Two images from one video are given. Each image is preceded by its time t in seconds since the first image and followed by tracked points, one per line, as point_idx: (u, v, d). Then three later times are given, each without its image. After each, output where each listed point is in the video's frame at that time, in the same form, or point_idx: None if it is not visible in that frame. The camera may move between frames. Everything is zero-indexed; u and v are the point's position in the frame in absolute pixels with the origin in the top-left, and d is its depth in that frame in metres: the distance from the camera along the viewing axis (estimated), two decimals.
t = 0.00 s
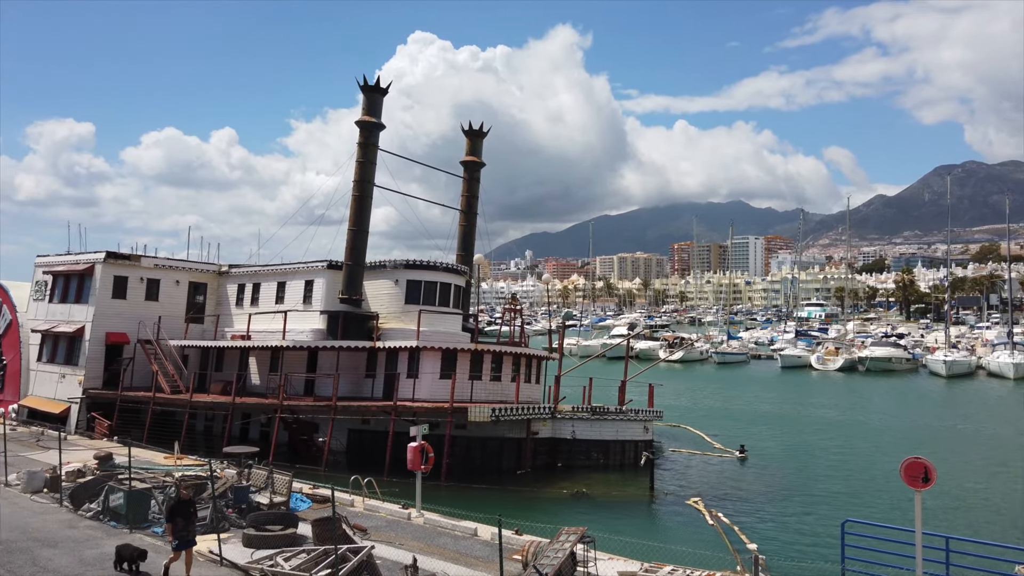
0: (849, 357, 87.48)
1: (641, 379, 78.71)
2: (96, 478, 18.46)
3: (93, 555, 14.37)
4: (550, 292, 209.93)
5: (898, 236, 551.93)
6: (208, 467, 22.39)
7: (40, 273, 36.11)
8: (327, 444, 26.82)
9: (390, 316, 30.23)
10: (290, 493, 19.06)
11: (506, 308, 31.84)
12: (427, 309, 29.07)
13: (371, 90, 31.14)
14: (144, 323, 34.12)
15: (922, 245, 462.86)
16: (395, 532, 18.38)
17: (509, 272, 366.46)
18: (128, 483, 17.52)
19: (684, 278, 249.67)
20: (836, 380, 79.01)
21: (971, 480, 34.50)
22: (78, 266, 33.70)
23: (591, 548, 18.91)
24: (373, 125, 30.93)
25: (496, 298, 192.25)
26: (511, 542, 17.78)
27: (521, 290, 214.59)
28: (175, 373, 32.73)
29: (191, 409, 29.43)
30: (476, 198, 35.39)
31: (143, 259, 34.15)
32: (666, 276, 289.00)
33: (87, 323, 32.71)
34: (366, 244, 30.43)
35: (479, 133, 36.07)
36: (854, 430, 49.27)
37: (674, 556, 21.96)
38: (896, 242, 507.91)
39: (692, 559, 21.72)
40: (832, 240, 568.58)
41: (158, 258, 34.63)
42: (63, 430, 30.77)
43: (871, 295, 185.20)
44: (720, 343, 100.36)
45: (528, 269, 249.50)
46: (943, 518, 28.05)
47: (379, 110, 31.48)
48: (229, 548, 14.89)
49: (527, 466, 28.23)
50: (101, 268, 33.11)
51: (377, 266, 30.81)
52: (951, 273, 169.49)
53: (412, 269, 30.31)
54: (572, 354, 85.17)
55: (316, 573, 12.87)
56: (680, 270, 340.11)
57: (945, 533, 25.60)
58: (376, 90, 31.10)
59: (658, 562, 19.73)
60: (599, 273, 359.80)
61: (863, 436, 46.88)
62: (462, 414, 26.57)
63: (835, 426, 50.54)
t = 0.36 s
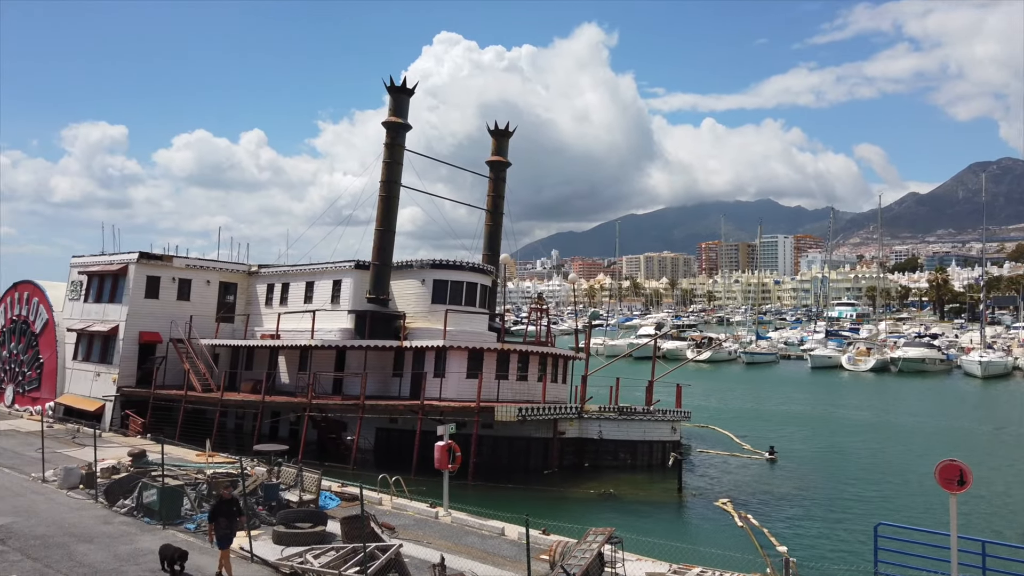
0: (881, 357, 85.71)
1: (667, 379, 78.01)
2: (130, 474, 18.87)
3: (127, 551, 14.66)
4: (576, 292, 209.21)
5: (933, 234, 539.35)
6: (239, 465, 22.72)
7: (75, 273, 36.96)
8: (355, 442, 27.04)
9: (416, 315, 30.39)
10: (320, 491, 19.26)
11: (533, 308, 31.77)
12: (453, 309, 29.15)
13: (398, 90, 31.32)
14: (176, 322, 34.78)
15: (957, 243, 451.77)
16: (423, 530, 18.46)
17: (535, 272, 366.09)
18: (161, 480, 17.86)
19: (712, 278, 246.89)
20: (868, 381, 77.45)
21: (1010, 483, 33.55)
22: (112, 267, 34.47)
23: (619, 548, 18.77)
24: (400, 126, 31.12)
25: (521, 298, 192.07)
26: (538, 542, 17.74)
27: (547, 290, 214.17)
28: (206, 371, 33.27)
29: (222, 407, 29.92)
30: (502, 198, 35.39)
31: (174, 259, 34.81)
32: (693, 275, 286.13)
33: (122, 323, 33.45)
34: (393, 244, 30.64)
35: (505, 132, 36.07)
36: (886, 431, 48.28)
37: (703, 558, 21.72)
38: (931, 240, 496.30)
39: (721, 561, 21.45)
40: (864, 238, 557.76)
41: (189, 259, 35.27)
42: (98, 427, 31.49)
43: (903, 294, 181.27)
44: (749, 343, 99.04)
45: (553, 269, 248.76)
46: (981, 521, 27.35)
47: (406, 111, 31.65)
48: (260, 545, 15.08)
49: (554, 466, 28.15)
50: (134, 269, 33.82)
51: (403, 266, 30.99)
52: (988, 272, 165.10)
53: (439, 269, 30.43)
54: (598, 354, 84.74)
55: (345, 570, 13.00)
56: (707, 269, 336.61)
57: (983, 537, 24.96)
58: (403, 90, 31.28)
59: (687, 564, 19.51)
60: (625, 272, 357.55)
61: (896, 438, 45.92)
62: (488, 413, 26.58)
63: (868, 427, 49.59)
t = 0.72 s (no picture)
0: (909, 358, 84.16)
1: (690, 380, 77.36)
2: (156, 472, 19.18)
3: (153, 547, 14.90)
4: (597, 292, 208.29)
5: (963, 232, 528.40)
6: (263, 463, 22.97)
7: (104, 274, 37.62)
8: (378, 441, 27.22)
9: (438, 315, 30.48)
10: (343, 489, 19.42)
11: (555, 308, 31.69)
12: (475, 309, 29.21)
13: (420, 91, 31.45)
14: (201, 322, 35.30)
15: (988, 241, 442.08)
16: (446, 530, 18.50)
17: (557, 272, 365.56)
18: (186, 477, 18.14)
19: (735, 277, 244.26)
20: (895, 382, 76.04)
21: None
22: (139, 267, 35.08)
23: (643, 549, 18.65)
24: (422, 126, 31.24)
25: (543, 297, 191.84)
26: (561, 542, 17.68)
27: (568, 290, 213.49)
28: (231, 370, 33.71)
29: (247, 406, 30.28)
30: (523, 197, 35.36)
31: (200, 259, 35.33)
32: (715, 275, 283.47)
33: (149, 322, 34.01)
34: (415, 244, 30.79)
35: (526, 132, 36.04)
36: (915, 433, 47.38)
37: (727, 559, 21.53)
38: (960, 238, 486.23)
39: (745, 563, 21.23)
40: (892, 237, 548.08)
41: (215, 259, 35.76)
42: (126, 425, 32.07)
43: (931, 293, 177.80)
44: (773, 343, 97.81)
45: (575, 269, 248.22)
46: (1014, 524, 26.73)
47: (428, 111, 31.77)
48: (284, 542, 15.23)
49: (576, 466, 28.06)
50: (161, 269, 34.37)
51: (425, 266, 31.12)
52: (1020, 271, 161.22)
53: (460, 268, 30.51)
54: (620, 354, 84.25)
55: (369, 568, 13.09)
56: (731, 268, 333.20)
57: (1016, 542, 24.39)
58: (425, 90, 31.40)
59: (710, 565, 19.33)
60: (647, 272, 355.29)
61: (924, 440, 45.03)
62: (510, 413, 26.56)
63: (895, 429, 48.70)
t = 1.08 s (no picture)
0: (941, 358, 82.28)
1: (716, 380, 76.50)
2: (186, 469, 19.51)
3: (185, 543, 15.17)
4: (622, 292, 207.05)
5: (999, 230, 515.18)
6: (291, 462, 23.22)
7: (135, 274, 38.33)
8: (404, 440, 27.37)
9: (464, 315, 30.55)
10: (369, 488, 19.53)
11: (580, 308, 31.56)
12: (501, 309, 29.22)
13: (445, 91, 31.55)
14: (230, 321, 35.83)
15: None
16: (471, 529, 18.52)
17: (582, 271, 364.52)
18: (215, 475, 18.41)
19: (763, 277, 241.03)
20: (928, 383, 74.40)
21: None
22: (170, 268, 35.71)
23: (670, 551, 18.46)
24: (447, 126, 31.35)
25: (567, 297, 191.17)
26: (586, 543, 17.61)
27: (593, 290, 212.65)
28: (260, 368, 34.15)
29: (275, 404, 30.67)
30: (548, 197, 35.28)
31: (229, 259, 35.83)
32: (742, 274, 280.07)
33: (179, 322, 34.61)
34: (440, 244, 30.91)
35: (552, 132, 35.95)
36: (949, 435, 46.28)
37: (756, 562, 21.20)
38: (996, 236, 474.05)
39: (773, 566, 20.92)
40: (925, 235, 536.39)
41: (244, 259, 36.28)
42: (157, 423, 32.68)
43: (965, 293, 173.63)
44: (802, 343, 96.31)
45: (599, 269, 247.14)
46: None
47: (453, 112, 31.85)
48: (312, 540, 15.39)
49: (602, 466, 27.88)
50: (192, 269, 34.95)
51: (451, 266, 31.20)
52: None
53: (485, 268, 30.54)
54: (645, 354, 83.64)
55: (395, 567, 13.14)
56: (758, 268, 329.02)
57: None
58: (450, 91, 31.48)
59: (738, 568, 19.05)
60: (673, 271, 352.37)
61: (959, 442, 43.97)
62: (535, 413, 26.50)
63: (928, 431, 47.63)
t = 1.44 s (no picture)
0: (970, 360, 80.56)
1: (740, 381, 75.63)
2: (211, 467, 19.76)
3: (210, 541, 15.38)
4: (644, 292, 205.72)
5: None
6: (313, 461, 23.41)
7: (161, 274, 38.93)
8: (426, 439, 27.47)
9: (485, 315, 30.57)
10: (392, 487, 19.61)
11: (602, 308, 31.42)
12: (522, 309, 29.22)
13: (466, 91, 31.60)
14: (254, 321, 36.26)
15: None
16: (494, 529, 18.53)
17: (603, 271, 363.08)
18: (241, 473, 18.62)
19: (787, 277, 237.96)
20: (957, 384, 72.92)
21: None
22: (195, 268, 36.22)
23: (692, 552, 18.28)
24: (469, 127, 31.42)
25: (588, 297, 190.35)
26: (609, 543, 17.52)
27: (615, 289, 211.43)
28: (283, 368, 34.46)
29: (299, 403, 30.93)
30: (570, 197, 35.19)
31: (253, 259, 36.26)
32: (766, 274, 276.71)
33: (204, 321, 35.10)
34: (462, 244, 31.00)
35: (573, 131, 35.84)
36: (980, 437, 45.27)
37: (780, 565, 20.93)
38: None
39: (798, 568, 20.64)
40: (953, 234, 525.96)
41: (268, 260, 36.69)
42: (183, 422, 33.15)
43: (995, 293, 169.85)
44: (827, 344, 94.87)
45: (621, 269, 246.01)
46: None
47: (474, 112, 31.89)
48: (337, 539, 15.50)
49: (623, 466, 27.73)
50: (217, 270, 35.40)
51: (473, 266, 31.24)
52: None
53: (506, 268, 30.54)
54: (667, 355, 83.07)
55: (417, 565, 13.21)
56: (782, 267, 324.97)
57: None
58: (471, 91, 31.53)
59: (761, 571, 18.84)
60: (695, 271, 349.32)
61: (989, 444, 43.04)
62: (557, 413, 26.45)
63: (958, 433, 46.65)
